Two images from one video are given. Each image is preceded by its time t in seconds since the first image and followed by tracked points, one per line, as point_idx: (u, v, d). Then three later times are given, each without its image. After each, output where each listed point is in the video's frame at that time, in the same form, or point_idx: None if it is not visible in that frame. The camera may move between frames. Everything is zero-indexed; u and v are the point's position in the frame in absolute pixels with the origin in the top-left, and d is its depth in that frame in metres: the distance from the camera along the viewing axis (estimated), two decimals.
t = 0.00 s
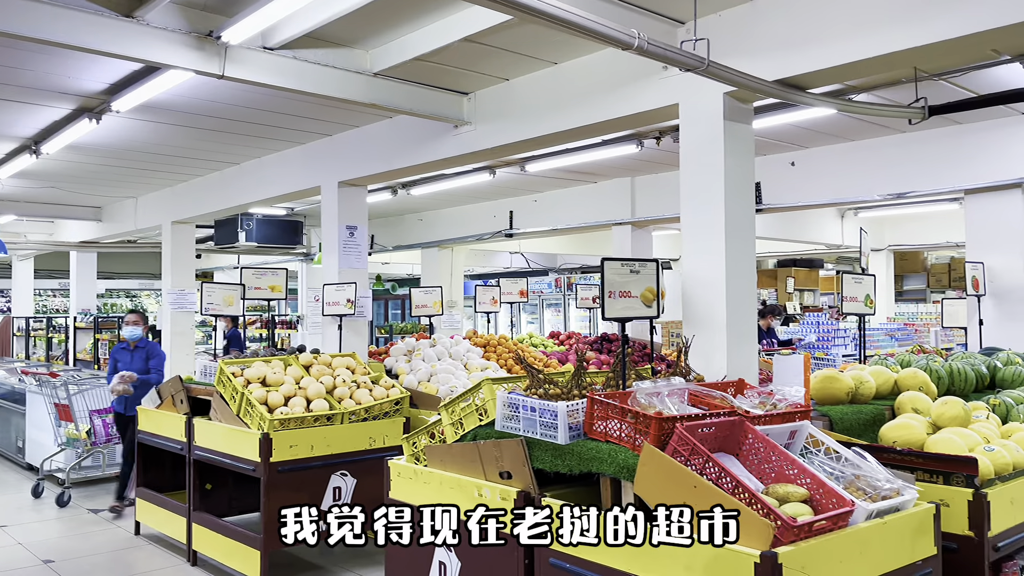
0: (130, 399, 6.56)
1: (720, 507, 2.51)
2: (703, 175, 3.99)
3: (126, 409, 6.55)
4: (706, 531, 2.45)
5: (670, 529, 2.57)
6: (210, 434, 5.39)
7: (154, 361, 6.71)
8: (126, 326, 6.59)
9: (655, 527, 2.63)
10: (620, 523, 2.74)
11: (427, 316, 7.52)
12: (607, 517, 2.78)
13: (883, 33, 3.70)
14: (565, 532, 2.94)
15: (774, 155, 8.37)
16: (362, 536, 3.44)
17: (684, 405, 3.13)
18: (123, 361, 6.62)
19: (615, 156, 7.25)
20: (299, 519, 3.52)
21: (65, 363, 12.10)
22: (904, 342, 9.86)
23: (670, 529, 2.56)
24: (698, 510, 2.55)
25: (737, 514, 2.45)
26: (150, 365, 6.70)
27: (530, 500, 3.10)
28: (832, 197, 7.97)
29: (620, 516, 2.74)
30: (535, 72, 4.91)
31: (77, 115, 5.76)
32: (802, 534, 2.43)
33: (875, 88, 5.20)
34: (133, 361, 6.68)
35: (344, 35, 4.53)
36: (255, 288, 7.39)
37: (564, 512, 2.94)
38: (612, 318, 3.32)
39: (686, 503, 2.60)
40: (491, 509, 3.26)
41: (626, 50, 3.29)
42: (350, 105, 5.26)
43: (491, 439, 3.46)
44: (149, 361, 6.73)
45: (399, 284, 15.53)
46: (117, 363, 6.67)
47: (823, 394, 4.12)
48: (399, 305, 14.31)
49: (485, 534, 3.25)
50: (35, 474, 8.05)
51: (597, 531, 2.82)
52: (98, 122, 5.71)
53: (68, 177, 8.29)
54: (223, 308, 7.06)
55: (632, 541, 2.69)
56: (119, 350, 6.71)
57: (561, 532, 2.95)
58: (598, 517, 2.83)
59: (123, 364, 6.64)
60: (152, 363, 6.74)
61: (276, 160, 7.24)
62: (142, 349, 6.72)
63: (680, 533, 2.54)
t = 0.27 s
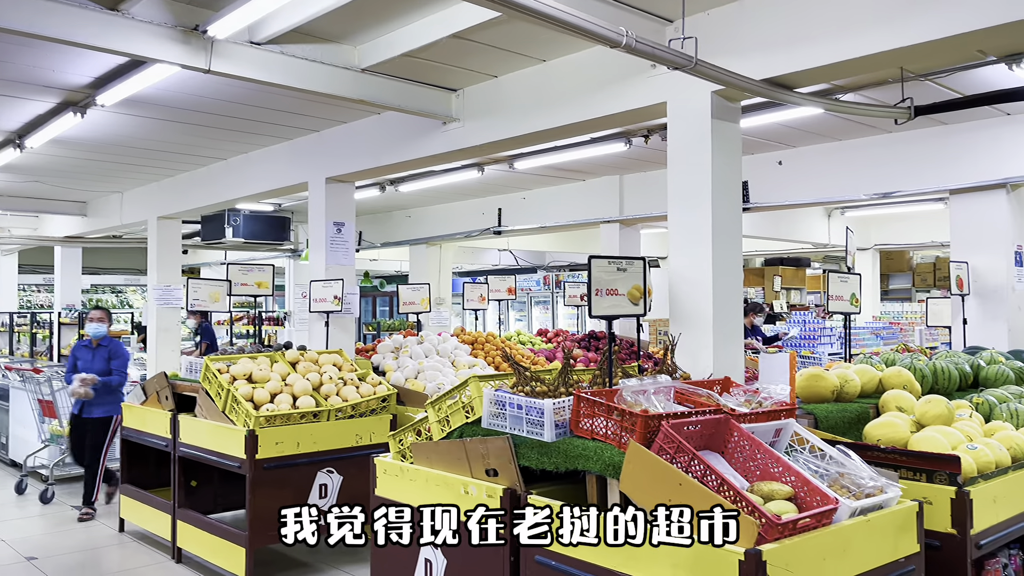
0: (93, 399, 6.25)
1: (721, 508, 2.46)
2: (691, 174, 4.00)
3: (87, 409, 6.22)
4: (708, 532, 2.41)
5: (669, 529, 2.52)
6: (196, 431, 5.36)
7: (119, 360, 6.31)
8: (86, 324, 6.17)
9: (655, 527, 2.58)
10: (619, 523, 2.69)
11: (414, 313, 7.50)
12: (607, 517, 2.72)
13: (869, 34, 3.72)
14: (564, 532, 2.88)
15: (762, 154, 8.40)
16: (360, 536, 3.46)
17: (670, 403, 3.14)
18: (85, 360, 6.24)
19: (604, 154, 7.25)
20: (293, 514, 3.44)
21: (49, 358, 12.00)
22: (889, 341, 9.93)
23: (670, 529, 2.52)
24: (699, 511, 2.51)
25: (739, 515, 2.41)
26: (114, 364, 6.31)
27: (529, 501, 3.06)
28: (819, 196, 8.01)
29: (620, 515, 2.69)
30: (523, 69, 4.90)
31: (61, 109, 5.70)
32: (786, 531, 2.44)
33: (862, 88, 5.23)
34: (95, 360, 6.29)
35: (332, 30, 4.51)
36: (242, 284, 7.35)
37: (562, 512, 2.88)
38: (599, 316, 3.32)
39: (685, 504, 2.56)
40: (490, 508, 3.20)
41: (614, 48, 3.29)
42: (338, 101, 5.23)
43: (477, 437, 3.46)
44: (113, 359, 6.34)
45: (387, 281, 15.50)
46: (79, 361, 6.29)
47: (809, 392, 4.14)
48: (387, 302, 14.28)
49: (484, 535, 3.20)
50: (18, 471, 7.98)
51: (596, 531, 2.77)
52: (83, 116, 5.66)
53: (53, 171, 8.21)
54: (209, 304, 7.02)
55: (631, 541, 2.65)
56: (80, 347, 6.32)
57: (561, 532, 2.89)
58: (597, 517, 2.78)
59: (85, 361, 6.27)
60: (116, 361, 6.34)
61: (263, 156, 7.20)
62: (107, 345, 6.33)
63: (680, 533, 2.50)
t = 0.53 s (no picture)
0: (66, 399, 5.57)
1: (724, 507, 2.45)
2: (687, 170, 3.98)
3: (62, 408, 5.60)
4: (715, 534, 2.39)
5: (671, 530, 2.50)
6: (189, 428, 5.34)
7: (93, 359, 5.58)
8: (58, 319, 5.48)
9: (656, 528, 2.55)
10: (620, 523, 2.66)
11: (410, 310, 7.48)
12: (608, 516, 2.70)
13: (867, 31, 3.71)
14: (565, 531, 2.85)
15: (758, 151, 8.40)
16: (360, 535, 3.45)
17: (666, 400, 3.13)
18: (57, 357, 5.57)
19: (601, 150, 7.23)
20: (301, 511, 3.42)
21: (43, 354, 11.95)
22: (885, 339, 9.94)
23: (672, 531, 2.49)
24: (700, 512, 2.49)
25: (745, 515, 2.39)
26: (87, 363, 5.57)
27: (530, 501, 3.03)
28: (815, 193, 8.01)
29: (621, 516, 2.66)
30: (520, 65, 4.88)
31: (54, 103, 5.67)
32: (781, 529, 2.44)
33: (859, 85, 5.22)
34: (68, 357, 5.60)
35: (327, 24, 4.48)
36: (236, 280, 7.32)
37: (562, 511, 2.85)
38: (594, 312, 3.30)
39: (686, 504, 2.54)
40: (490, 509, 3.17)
41: (611, 43, 3.27)
42: (333, 96, 5.21)
43: (472, 433, 3.45)
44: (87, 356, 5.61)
45: (383, 278, 15.47)
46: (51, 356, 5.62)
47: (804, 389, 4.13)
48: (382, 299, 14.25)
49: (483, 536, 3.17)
50: (11, 467, 7.95)
51: (597, 531, 2.74)
52: (77, 110, 5.62)
53: (47, 166, 8.17)
54: (203, 300, 6.98)
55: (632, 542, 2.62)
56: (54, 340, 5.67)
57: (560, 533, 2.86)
58: (598, 517, 2.74)
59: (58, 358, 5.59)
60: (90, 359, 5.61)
61: (258, 151, 7.17)
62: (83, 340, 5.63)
63: (680, 533, 2.47)
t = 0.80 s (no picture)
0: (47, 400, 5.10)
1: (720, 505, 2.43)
2: (691, 166, 3.94)
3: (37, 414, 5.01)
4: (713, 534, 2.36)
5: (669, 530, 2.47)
6: (189, 424, 5.30)
7: (77, 360, 5.07)
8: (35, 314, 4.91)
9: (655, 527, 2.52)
10: (622, 525, 2.61)
11: (411, 306, 7.44)
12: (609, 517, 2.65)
13: (874, 25, 3.66)
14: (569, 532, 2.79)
15: (762, 148, 8.34)
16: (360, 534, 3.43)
17: (670, 398, 3.08)
18: (33, 357, 4.98)
19: (604, 147, 7.18)
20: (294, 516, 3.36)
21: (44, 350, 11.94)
22: (888, 338, 9.89)
23: (671, 530, 2.47)
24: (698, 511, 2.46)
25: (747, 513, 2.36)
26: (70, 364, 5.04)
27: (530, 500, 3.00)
28: (819, 191, 7.96)
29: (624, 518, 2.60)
30: (523, 59, 4.83)
31: (54, 98, 5.63)
32: (787, 529, 2.40)
33: (865, 80, 5.17)
34: (45, 358, 5.03)
35: (327, 18, 4.43)
36: (237, 277, 7.28)
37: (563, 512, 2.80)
38: (598, 309, 3.26)
39: (685, 504, 2.51)
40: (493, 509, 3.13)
41: (616, 36, 3.22)
42: (334, 90, 5.16)
43: (473, 431, 3.40)
44: (68, 357, 5.08)
45: (385, 274, 15.43)
46: (23, 356, 5.02)
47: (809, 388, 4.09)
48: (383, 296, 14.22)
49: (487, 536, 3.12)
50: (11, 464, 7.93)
51: (598, 531, 2.69)
52: (77, 105, 5.58)
53: (47, 162, 8.13)
54: (203, 296, 6.95)
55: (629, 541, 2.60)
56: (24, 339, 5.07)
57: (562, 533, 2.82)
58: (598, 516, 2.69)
59: (33, 358, 5.00)
60: (72, 360, 5.08)
61: (259, 147, 7.13)
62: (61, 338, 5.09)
63: (681, 534, 2.45)
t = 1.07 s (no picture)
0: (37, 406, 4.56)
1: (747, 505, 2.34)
2: (709, 160, 3.84)
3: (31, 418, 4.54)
4: (739, 532, 2.29)
5: (690, 530, 2.38)
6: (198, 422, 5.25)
7: (76, 359, 4.68)
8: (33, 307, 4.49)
9: (677, 528, 2.43)
10: (601, 523, 2.65)
11: (422, 304, 7.37)
12: (586, 514, 2.71)
13: (898, 13, 3.56)
14: (543, 529, 2.88)
15: (778, 143, 8.22)
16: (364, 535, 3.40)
17: (689, 399, 3.00)
18: (29, 355, 4.54)
19: (617, 142, 7.09)
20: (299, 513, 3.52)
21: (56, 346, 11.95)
22: (905, 336, 9.75)
23: (694, 530, 2.37)
24: (723, 511, 2.37)
25: (777, 512, 2.26)
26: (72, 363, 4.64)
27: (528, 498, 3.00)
28: (836, 187, 7.83)
29: (599, 517, 2.65)
30: (536, 52, 4.75)
31: (63, 92, 5.59)
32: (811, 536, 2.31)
33: (886, 73, 5.05)
34: (41, 357, 4.59)
35: (337, 11, 4.37)
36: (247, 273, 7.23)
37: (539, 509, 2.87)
38: (614, 306, 3.18)
39: (707, 503, 2.42)
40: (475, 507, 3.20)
41: (633, 24, 3.13)
42: (344, 84, 5.09)
43: (486, 432, 3.33)
44: (66, 356, 4.67)
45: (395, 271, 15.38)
46: (13, 355, 4.55)
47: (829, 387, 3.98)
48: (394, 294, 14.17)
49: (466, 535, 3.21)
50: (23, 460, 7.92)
51: (574, 529, 2.76)
52: (86, 100, 5.54)
53: (58, 157, 8.11)
54: (213, 293, 6.90)
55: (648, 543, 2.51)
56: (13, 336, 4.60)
57: (539, 531, 2.88)
58: (575, 514, 2.75)
59: (27, 357, 4.56)
60: (70, 359, 4.68)
61: (270, 143, 7.07)
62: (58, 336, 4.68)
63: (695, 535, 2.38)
